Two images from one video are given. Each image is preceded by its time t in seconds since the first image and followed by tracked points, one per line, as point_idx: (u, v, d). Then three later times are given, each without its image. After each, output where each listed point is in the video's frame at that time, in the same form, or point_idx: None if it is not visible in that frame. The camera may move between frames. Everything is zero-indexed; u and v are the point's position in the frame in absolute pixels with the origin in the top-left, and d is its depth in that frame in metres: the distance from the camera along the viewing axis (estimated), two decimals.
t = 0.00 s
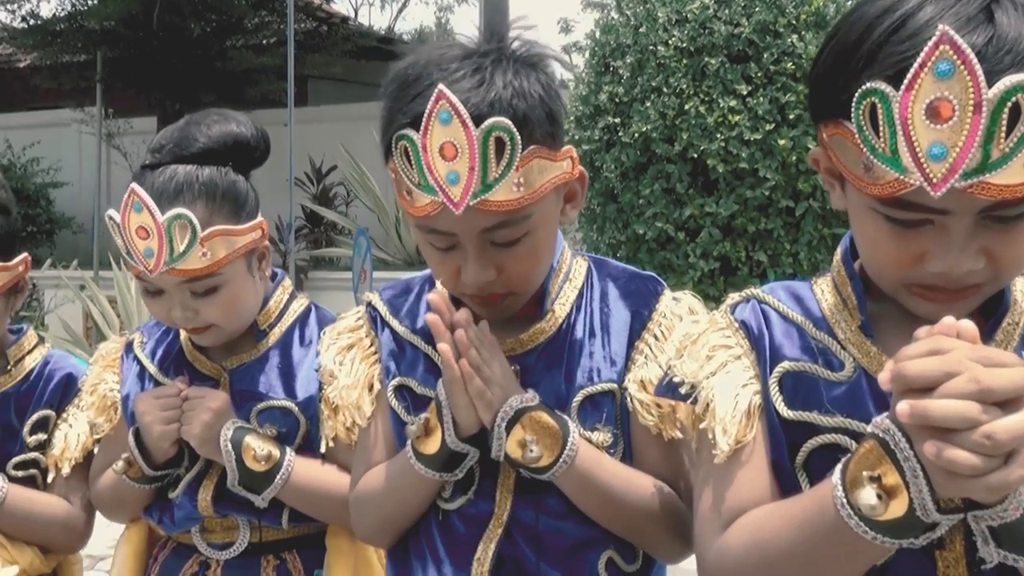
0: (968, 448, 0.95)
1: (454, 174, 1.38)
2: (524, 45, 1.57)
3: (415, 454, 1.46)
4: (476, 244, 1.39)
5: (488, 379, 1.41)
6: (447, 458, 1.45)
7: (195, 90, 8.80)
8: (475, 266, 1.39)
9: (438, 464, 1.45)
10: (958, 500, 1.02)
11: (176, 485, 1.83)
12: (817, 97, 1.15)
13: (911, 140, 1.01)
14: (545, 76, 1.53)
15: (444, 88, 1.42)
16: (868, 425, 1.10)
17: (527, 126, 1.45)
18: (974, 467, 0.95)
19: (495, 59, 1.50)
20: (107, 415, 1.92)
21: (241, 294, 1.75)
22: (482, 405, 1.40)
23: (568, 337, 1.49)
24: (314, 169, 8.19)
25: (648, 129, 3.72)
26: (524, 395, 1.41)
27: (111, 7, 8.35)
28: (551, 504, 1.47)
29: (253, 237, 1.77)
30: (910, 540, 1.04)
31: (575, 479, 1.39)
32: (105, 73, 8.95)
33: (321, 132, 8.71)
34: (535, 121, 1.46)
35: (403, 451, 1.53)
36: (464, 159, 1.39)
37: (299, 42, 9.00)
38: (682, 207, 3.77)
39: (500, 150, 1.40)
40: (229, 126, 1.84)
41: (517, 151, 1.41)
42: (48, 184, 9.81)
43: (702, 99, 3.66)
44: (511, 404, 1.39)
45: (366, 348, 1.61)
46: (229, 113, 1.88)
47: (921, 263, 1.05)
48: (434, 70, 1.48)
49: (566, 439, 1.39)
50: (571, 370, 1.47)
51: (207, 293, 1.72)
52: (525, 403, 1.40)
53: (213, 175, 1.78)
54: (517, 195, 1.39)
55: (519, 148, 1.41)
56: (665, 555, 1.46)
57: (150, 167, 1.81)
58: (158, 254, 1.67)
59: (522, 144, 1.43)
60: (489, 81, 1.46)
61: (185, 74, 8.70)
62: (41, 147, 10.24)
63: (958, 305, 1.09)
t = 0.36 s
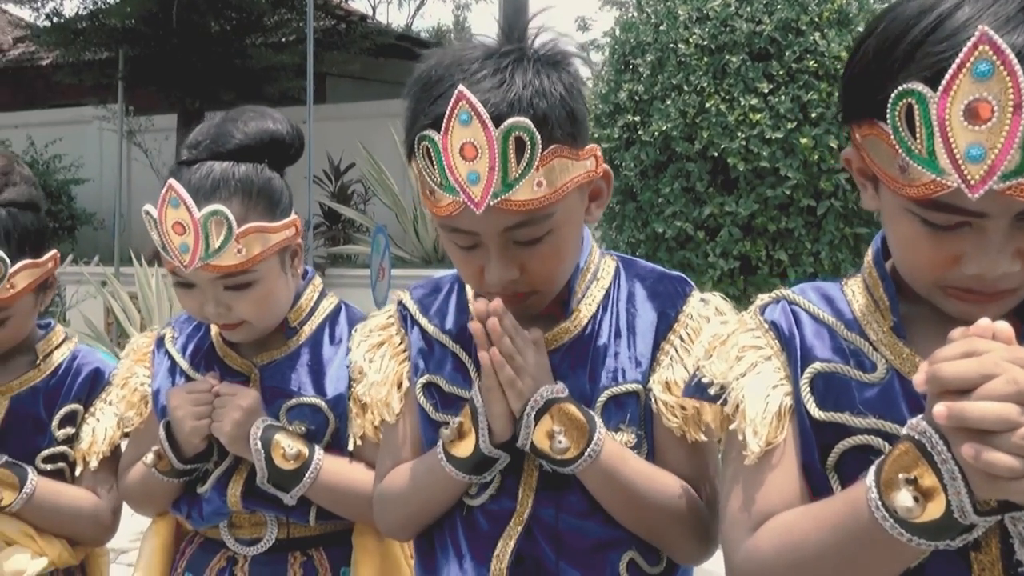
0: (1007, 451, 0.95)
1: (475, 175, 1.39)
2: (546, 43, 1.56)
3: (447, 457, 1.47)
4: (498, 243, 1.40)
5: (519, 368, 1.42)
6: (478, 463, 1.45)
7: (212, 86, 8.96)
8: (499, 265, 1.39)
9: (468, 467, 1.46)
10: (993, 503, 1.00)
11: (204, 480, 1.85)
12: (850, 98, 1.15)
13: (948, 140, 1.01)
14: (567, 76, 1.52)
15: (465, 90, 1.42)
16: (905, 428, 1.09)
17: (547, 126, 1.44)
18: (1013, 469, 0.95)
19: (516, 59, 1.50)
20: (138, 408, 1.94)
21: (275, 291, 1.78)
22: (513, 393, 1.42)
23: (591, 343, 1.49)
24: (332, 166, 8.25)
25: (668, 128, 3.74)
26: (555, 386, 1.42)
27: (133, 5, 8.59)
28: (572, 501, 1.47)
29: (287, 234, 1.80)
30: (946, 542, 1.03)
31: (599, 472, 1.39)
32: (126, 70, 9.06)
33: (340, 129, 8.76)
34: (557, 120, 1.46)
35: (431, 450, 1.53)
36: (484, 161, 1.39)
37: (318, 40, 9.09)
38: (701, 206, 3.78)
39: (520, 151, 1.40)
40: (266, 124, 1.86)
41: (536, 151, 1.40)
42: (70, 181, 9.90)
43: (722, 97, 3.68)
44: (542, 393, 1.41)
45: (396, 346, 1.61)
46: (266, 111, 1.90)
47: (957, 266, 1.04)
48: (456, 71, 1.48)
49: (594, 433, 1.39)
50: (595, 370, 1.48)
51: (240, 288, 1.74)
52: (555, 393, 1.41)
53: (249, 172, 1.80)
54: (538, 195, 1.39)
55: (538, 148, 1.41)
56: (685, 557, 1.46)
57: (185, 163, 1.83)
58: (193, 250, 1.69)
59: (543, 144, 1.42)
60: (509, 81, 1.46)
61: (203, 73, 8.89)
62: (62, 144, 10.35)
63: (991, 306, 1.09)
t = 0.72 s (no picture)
0: None
1: (485, 159, 1.40)
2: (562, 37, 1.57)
3: (463, 450, 1.48)
4: (511, 229, 1.41)
5: (530, 357, 1.43)
6: (494, 458, 1.47)
7: (231, 84, 9.04)
8: (512, 251, 1.40)
9: (485, 461, 1.47)
10: None
11: (230, 474, 1.87)
12: (879, 96, 1.15)
13: (979, 139, 1.01)
14: (582, 65, 1.52)
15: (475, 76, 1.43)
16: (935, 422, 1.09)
17: (557, 111, 1.44)
18: None
19: (529, 47, 1.51)
20: (164, 402, 1.96)
21: (304, 285, 1.80)
22: (522, 383, 1.42)
23: (613, 335, 1.50)
24: (349, 163, 8.29)
25: (687, 125, 3.73)
26: (565, 378, 1.43)
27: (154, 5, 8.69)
28: (587, 499, 1.47)
29: (316, 230, 1.82)
30: (975, 538, 1.02)
31: (610, 469, 1.40)
32: (146, 67, 9.15)
33: (358, 126, 8.80)
34: (568, 108, 1.46)
35: (453, 443, 1.54)
36: (494, 146, 1.40)
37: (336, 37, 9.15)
38: (721, 203, 3.77)
39: (529, 135, 1.41)
40: (297, 120, 1.88)
41: (545, 135, 1.41)
42: (91, 178, 10.00)
43: (742, 94, 3.66)
44: (552, 385, 1.42)
45: (425, 342, 1.63)
46: (296, 106, 1.92)
47: (986, 263, 1.04)
48: (473, 63, 1.49)
49: (607, 427, 1.39)
50: (613, 365, 1.49)
51: (268, 284, 1.76)
52: (566, 386, 1.42)
53: (279, 167, 1.83)
54: (548, 180, 1.40)
55: (547, 133, 1.41)
56: (706, 560, 1.44)
57: (218, 157, 1.86)
58: (224, 245, 1.72)
59: (552, 130, 1.43)
60: (519, 68, 1.46)
61: (223, 72, 8.97)
62: (84, 141, 10.45)
63: None
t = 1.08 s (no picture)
0: None
1: (519, 173, 1.39)
2: (590, 39, 1.55)
3: (485, 445, 1.49)
4: (543, 241, 1.40)
5: (550, 378, 1.42)
6: (515, 451, 1.47)
7: (251, 82, 9.08)
8: (544, 262, 1.40)
9: (506, 455, 1.47)
10: None
11: (256, 472, 1.89)
12: (912, 91, 1.14)
13: (1015, 131, 1.00)
14: (612, 72, 1.50)
15: (509, 88, 1.42)
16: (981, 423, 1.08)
17: (593, 122, 1.43)
18: None
19: (562, 56, 1.49)
20: (189, 398, 1.97)
21: (329, 284, 1.82)
22: (544, 403, 1.42)
23: (636, 343, 1.49)
24: (368, 160, 8.32)
25: (707, 121, 3.74)
26: (589, 392, 1.41)
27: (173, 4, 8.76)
28: (618, 497, 1.47)
29: (342, 228, 1.83)
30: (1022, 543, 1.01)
31: (640, 476, 1.40)
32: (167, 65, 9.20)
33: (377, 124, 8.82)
34: (600, 118, 1.44)
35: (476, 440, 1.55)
36: (529, 160, 1.39)
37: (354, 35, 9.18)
38: (742, 201, 3.75)
39: (564, 150, 1.40)
40: (322, 117, 1.89)
41: (581, 150, 1.40)
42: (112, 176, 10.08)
43: (763, 90, 3.67)
44: (575, 401, 1.40)
45: (445, 341, 1.62)
46: (323, 104, 1.93)
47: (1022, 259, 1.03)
48: (502, 69, 1.47)
49: (633, 436, 1.39)
50: (642, 366, 1.47)
51: (296, 282, 1.77)
52: (589, 400, 1.40)
53: (306, 165, 1.84)
54: (583, 194, 1.40)
55: (583, 148, 1.41)
56: (740, 551, 1.46)
57: (244, 156, 1.86)
58: (252, 243, 1.73)
59: (587, 142, 1.42)
60: (554, 80, 1.44)
61: (243, 70, 9.06)
62: (105, 139, 10.54)
63: None
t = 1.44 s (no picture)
0: None
1: (549, 166, 1.38)
2: (618, 29, 1.52)
3: (517, 439, 1.48)
4: (571, 234, 1.40)
5: (585, 363, 1.41)
6: (548, 446, 1.46)
7: (273, 79, 9.13)
8: (572, 255, 1.39)
9: (539, 451, 1.47)
10: None
11: (284, 468, 1.89)
12: (953, 82, 1.12)
13: None
14: (638, 63, 1.49)
15: (538, 80, 1.41)
16: None
17: (622, 114, 1.43)
18: None
19: (588, 47, 1.47)
20: (216, 393, 1.97)
21: (354, 278, 1.82)
22: (580, 389, 1.41)
23: (665, 325, 1.48)
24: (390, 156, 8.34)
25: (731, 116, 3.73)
26: (622, 379, 1.41)
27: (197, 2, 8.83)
28: (654, 488, 1.47)
29: (368, 222, 1.84)
30: None
31: (674, 463, 1.39)
32: (192, 64, 9.28)
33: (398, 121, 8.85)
34: (632, 108, 1.44)
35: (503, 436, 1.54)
36: (558, 152, 1.39)
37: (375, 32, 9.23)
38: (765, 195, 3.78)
39: (594, 141, 1.40)
40: (348, 111, 1.90)
41: (610, 141, 1.40)
42: (138, 174, 10.17)
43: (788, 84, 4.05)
44: (611, 387, 1.40)
45: (465, 338, 1.61)
46: (348, 98, 1.93)
47: None
48: (528, 60, 1.46)
49: (667, 424, 1.38)
50: (671, 355, 1.46)
51: (322, 275, 1.78)
52: (624, 387, 1.40)
53: (332, 159, 1.84)
54: (611, 185, 1.39)
55: (612, 138, 1.40)
56: (774, 539, 1.46)
57: (270, 150, 1.87)
58: (279, 238, 1.74)
59: (616, 133, 1.41)
60: (582, 71, 1.43)
61: (266, 67, 9.12)
62: (129, 138, 10.63)
63: None
